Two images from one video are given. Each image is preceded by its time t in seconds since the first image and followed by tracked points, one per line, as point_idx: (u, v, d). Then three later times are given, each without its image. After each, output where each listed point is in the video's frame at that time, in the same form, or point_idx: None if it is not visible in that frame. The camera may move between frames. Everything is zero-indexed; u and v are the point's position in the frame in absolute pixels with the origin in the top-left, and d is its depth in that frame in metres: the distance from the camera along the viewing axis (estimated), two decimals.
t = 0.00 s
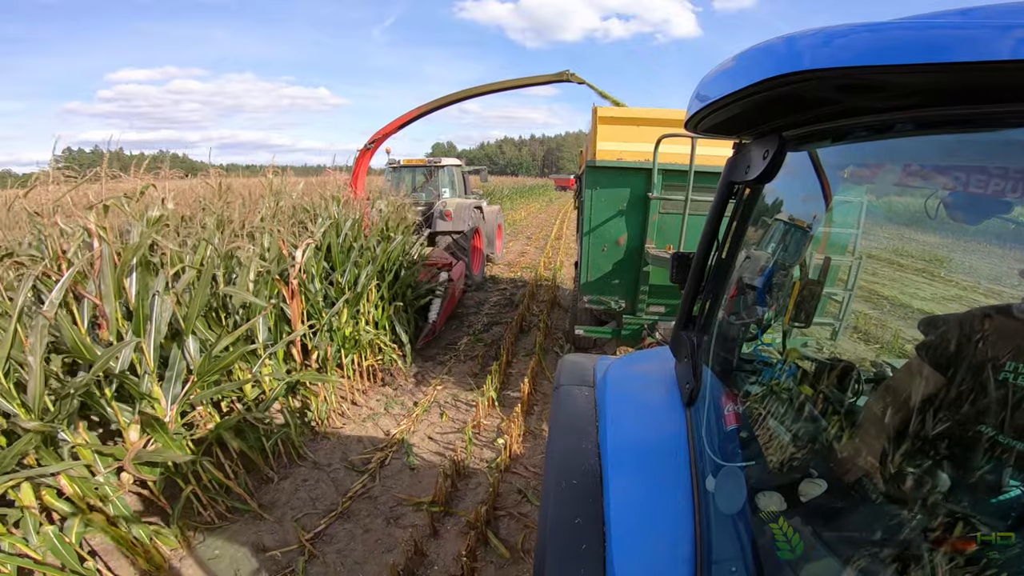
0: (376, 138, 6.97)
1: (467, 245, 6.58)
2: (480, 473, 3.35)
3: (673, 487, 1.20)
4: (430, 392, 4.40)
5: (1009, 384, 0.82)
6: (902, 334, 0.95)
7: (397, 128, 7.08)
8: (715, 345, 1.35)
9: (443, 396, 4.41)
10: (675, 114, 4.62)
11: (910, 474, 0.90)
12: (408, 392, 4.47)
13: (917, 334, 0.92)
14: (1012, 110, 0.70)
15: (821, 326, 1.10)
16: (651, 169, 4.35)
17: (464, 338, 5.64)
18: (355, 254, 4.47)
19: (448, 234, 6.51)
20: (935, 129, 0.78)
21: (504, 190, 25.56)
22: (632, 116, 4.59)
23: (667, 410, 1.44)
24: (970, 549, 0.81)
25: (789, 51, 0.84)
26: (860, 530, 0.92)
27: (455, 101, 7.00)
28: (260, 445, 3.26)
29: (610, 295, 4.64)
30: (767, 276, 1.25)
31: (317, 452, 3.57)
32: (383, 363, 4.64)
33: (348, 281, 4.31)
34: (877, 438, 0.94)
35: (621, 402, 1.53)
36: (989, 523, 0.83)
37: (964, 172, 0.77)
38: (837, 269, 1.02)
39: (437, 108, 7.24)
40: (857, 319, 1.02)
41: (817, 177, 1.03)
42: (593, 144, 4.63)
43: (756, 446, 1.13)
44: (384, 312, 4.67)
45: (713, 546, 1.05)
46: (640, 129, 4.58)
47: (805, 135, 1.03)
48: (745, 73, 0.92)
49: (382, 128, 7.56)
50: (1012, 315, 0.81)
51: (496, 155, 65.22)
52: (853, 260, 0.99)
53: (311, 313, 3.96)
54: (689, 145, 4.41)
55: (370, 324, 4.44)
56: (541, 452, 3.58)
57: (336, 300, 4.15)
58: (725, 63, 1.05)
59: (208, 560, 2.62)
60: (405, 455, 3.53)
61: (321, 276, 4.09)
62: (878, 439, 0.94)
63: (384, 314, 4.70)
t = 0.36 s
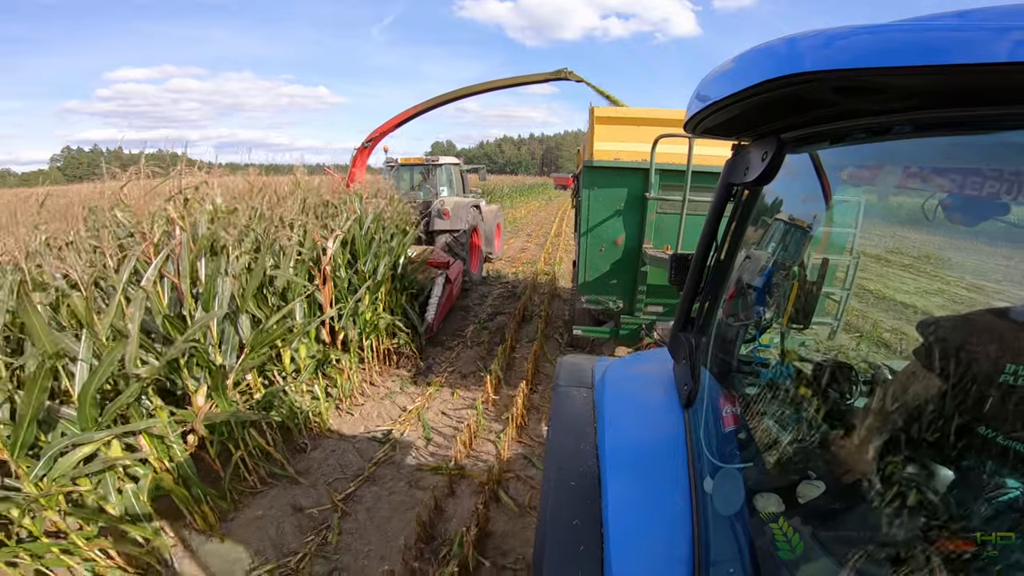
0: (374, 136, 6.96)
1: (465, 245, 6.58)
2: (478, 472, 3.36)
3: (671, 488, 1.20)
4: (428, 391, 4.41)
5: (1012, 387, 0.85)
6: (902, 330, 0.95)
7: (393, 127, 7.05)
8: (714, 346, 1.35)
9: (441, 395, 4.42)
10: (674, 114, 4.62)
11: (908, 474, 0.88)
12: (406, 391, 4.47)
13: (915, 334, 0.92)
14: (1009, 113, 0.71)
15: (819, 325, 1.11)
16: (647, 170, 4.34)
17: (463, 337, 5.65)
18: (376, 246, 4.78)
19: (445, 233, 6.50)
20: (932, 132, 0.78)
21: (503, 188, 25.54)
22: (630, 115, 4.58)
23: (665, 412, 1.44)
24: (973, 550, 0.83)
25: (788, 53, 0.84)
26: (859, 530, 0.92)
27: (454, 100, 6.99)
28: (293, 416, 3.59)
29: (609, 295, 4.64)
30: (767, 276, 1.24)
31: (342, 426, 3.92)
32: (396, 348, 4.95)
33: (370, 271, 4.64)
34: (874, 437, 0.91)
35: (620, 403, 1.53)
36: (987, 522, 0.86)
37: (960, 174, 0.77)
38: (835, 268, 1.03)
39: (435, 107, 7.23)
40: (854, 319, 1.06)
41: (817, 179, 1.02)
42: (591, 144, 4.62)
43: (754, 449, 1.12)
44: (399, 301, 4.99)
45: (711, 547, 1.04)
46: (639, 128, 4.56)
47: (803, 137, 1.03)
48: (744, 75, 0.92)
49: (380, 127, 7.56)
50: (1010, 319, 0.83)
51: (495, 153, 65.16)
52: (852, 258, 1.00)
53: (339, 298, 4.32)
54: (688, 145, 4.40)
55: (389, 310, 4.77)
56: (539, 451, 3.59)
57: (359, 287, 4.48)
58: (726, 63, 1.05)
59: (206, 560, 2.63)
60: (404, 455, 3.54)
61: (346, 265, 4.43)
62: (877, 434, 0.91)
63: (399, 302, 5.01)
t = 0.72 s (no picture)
0: (372, 134, 6.95)
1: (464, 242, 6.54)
2: (480, 471, 3.36)
3: (673, 488, 1.20)
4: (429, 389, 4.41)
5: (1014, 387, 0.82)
6: (902, 329, 0.94)
7: (392, 124, 7.02)
8: (715, 346, 1.35)
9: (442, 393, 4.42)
10: (674, 112, 4.61)
11: (908, 473, 0.90)
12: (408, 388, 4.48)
13: (917, 334, 0.92)
14: (1011, 111, 0.71)
15: (820, 323, 1.10)
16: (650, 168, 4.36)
17: (462, 335, 5.65)
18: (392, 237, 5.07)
19: (446, 231, 6.50)
20: (934, 130, 0.78)
21: (502, 186, 25.54)
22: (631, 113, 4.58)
23: (667, 411, 1.44)
24: (972, 550, 0.82)
25: (789, 52, 0.84)
26: (860, 529, 0.92)
27: (453, 98, 6.98)
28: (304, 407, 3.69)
29: (609, 293, 4.65)
30: (771, 273, 1.24)
31: (364, 401, 4.26)
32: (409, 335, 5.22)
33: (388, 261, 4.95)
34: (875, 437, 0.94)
35: (621, 403, 1.53)
36: (989, 523, 0.83)
37: (963, 172, 0.76)
38: (837, 266, 1.02)
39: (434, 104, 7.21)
40: (855, 317, 1.03)
41: (821, 175, 1.02)
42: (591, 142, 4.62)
43: (756, 447, 1.13)
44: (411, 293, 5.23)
45: (713, 546, 1.04)
46: (639, 126, 4.52)
47: (804, 136, 1.03)
48: (745, 74, 0.92)
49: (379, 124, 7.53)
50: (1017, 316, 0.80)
51: (493, 152, 65.15)
52: (853, 257, 0.98)
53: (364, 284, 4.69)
54: (689, 143, 4.40)
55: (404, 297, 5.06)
56: (540, 448, 3.60)
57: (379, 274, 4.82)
58: (727, 62, 1.05)
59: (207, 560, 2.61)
60: (405, 453, 3.54)
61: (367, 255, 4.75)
62: (875, 435, 0.94)
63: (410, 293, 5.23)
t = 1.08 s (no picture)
0: (369, 133, 6.94)
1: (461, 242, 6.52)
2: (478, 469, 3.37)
3: (672, 487, 1.19)
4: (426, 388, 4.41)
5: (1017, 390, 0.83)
6: (902, 329, 0.94)
7: (390, 123, 7.01)
8: (714, 345, 1.34)
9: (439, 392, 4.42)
10: (673, 111, 4.61)
11: (907, 473, 0.90)
12: (405, 386, 4.47)
13: (916, 333, 0.92)
14: (1010, 112, 0.71)
15: (818, 322, 1.10)
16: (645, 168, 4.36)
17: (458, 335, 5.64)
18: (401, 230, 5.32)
19: (442, 230, 6.47)
20: (933, 130, 0.78)
21: (500, 185, 25.52)
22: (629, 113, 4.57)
23: (666, 411, 1.44)
24: (972, 550, 0.82)
25: (790, 51, 0.83)
26: (860, 530, 0.93)
27: (450, 97, 6.96)
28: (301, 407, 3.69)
29: (607, 293, 4.65)
30: (771, 274, 1.24)
31: (381, 380, 4.59)
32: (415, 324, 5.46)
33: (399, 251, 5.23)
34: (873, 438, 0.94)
35: (620, 403, 1.53)
36: (988, 522, 0.84)
37: (963, 172, 0.76)
38: (834, 265, 1.01)
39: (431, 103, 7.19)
40: (849, 315, 1.02)
41: (822, 175, 1.01)
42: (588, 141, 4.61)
43: (754, 447, 1.12)
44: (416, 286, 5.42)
45: (712, 546, 1.04)
46: (636, 126, 4.46)
47: (804, 136, 1.03)
48: (745, 73, 0.92)
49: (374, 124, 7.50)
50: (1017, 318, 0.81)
51: (491, 151, 65.09)
52: (849, 255, 0.97)
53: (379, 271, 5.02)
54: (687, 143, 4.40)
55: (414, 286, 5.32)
56: (537, 447, 3.61)
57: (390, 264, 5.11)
58: (728, 62, 1.05)
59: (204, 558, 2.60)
60: (403, 452, 3.54)
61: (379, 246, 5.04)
62: (875, 437, 0.94)
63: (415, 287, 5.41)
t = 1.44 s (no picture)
0: (365, 133, 6.93)
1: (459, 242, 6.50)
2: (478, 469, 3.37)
3: (672, 487, 1.19)
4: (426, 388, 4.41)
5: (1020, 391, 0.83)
6: (904, 328, 0.94)
7: (386, 122, 7.00)
8: (714, 345, 1.34)
9: (439, 391, 4.41)
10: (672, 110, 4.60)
11: (908, 473, 0.90)
12: (405, 387, 4.48)
13: (917, 334, 0.92)
14: (1011, 112, 0.71)
15: (819, 322, 1.10)
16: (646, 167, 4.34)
17: (456, 335, 5.63)
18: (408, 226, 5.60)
19: (440, 230, 6.43)
20: (933, 130, 0.79)
21: (498, 184, 25.50)
22: (629, 112, 4.57)
23: (666, 411, 1.44)
24: (972, 551, 0.82)
25: (790, 51, 0.83)
26: (860, 530, 0.93)
27: (447, 96, 6.94)
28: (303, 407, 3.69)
29: (607, 293, 4.65)
30: (772, 275, 1.24)
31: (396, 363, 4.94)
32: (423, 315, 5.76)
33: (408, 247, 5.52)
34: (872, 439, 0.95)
35: (620, 402, 1.53)
36: (989, 521, 0.84)
37: (964, 172, 0.76)
38: (833, 265, 1.03)
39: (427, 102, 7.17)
40: (850, 313, 1.03)
41: (824, 174, 1.01)
42: (588, 141, 4.61)
43: (755, 447, 1.13)
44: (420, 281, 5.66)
45: (712, 546, 1.04)
46: (637, 125, 4.53)
47: (804, 135, 1.03)
48: (745, 73, 0.92)
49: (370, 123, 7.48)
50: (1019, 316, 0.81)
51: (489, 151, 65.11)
52: (849, 256, 0.98)
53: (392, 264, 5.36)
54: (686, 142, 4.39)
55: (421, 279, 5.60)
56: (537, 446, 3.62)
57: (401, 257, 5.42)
58: (728, 61, 1.05)
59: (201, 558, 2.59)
60: (403, 452, 3.53)
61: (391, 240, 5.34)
62: (874, 438, 0.94)
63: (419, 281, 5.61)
